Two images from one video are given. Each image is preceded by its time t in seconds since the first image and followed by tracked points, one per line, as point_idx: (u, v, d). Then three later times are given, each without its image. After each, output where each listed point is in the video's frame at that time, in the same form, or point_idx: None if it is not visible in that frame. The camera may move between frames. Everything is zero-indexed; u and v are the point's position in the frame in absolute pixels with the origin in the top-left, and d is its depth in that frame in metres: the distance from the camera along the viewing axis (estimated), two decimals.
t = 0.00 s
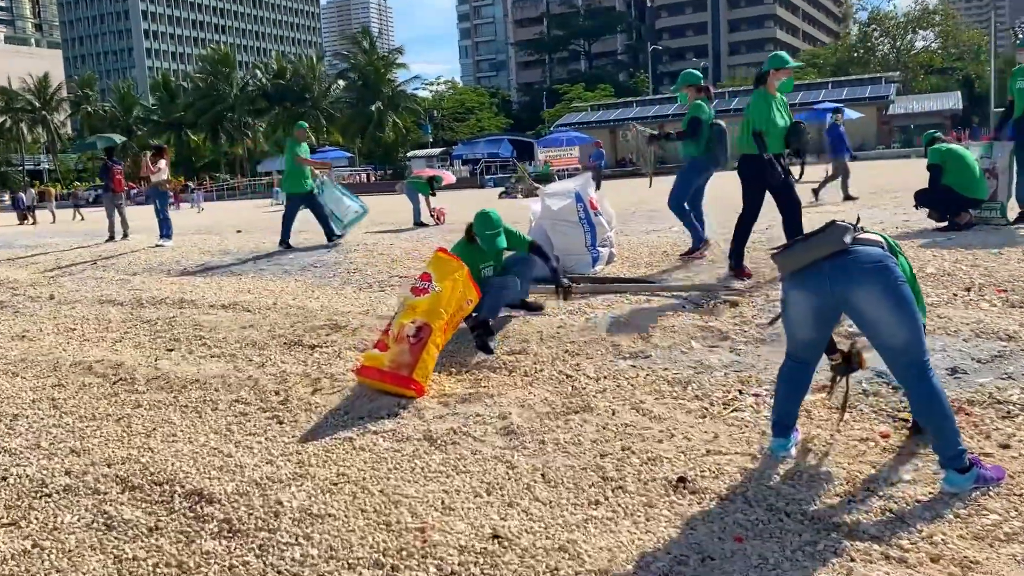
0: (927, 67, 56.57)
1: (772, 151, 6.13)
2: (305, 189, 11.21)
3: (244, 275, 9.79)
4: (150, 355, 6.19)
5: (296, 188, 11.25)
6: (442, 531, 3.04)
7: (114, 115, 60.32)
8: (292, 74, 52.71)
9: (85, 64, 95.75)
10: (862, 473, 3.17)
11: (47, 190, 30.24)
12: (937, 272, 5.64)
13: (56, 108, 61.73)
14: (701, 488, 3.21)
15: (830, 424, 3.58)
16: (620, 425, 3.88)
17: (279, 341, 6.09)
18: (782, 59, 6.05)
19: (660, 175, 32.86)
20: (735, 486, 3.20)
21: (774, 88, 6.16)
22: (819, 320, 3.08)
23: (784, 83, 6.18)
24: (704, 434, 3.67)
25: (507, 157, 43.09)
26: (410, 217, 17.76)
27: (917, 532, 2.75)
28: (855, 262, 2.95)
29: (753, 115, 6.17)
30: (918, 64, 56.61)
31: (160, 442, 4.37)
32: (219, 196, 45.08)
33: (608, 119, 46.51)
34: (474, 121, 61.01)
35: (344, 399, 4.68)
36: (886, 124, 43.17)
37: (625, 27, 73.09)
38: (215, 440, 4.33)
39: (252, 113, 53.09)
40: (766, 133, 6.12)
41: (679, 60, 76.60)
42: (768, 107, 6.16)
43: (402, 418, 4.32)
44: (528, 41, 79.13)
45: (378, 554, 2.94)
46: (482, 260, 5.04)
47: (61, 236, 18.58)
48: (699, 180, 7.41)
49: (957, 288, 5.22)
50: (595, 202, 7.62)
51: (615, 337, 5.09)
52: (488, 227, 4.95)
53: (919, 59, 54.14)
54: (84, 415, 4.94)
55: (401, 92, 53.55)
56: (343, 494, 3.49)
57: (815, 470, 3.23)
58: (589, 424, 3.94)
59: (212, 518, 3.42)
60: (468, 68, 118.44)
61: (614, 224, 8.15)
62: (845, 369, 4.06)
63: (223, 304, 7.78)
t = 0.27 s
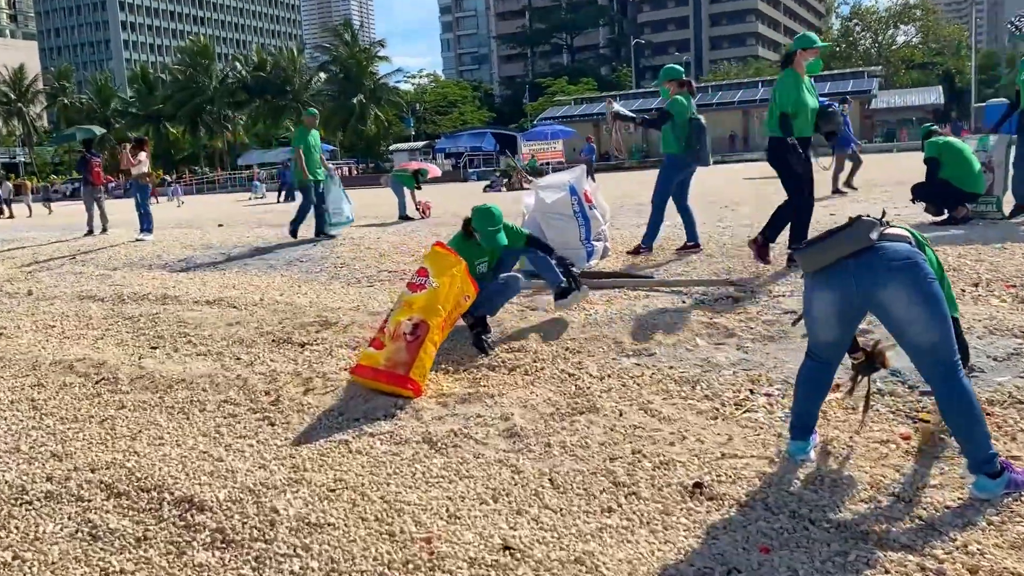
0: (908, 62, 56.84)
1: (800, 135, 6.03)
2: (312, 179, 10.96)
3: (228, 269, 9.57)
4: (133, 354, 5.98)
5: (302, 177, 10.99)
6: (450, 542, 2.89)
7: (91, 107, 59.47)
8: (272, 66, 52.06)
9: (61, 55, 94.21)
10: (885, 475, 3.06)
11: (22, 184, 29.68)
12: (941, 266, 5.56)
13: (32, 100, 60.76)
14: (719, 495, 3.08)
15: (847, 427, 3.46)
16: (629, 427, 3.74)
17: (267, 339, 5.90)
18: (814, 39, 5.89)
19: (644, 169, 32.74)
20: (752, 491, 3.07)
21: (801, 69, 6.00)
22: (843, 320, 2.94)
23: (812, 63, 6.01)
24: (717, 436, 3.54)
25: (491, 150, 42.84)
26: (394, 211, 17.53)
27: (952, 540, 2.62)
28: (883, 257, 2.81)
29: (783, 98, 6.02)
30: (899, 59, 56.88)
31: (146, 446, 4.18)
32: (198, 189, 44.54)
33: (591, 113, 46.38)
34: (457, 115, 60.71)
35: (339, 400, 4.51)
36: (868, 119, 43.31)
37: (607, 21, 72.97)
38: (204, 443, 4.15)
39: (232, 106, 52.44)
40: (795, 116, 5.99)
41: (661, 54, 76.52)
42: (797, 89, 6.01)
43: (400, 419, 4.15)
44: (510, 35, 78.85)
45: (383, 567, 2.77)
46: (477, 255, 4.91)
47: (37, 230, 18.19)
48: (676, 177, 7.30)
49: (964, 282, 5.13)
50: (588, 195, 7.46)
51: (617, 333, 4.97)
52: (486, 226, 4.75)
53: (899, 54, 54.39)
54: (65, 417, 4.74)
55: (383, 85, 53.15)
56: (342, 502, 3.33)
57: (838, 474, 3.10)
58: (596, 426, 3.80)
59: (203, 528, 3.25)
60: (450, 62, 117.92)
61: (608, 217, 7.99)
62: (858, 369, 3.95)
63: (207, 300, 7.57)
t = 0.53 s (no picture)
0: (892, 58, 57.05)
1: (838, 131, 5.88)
2: (321, 171, 10.54)
3: (217, 265, 9.40)
4: (121, 352, 5.81)
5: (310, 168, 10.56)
6: (462, 554, 2.79)
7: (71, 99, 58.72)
8: (256, 58, 51.55)
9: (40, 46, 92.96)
10: (909, 483, 2.97)
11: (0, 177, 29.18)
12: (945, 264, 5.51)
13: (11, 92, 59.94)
14: (738, 503, 2.98)
15: (866, 432, 3.37)
16: (640, 431, 3.63)
17: (260, 337, 5.76)
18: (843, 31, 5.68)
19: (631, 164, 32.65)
20: (773, 497, 2.98)
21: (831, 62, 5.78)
22: (868, 323, 2.83)
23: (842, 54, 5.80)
24: (731, 441, 3.45)
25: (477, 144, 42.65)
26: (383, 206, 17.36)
27: (985, 552, 2.53)
28: (913, 257, 2.70)
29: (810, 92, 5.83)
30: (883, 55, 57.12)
31: (138, 450, 4.04)
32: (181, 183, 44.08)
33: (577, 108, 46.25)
34: (442, 108, 60.42)
35: (337, 402, 4.38)
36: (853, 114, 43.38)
37: (593, 15, 72.82)
38: (198, 447, 4.00)
39: (214, 98, 51.74)
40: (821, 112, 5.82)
41: (646, 48, 76.51)
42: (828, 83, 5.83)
43: (401, 422, 4.02)
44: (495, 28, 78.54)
45: None
46: (479, 255, 4.79)
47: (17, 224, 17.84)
48: (652, 179, 7.24)
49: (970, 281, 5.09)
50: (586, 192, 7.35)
51: (622, 333, 4.88)
52: (493, 226, 4.68)
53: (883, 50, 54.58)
54: (52, 419, 4.58)
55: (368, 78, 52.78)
56: (345, 511, 3.20)
57: (860, 481, 3.01)
58: (606, 430, 3.68)
59: (201, 538, 3.12)
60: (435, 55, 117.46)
61: (605, 213, 7.88)
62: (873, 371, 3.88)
63: (195, 296, 7.41)
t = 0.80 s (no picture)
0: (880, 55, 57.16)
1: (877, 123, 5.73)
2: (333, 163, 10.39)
3: (209, 258, 9.31)
4: (116, 346, 5.71)
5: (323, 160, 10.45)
6: (475, 555, 2.76)
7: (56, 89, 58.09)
8: (244, 50, 51.19)
9: (25, 36, 91.90)
10: (925, 483, 2.93)
11: None
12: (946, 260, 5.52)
13: None
14: (753, 503, 2.93)
15: (880, 431, 3.34)
16: (649, 429, 3.58)
17: (256, 331, 5.69)
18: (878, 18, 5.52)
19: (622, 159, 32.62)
20: (789, 496, 2.94)
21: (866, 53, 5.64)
22: (886, 321, 2.78)
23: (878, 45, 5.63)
24: (742, 439, 3.41)
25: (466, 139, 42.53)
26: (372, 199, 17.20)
27: (1007, 553, 2.51)
28: (934, 254, 2.65)
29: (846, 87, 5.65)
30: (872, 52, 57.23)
31: (136, 447, 3.96)
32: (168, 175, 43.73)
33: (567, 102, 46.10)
34: (431, 102, 60.17)
35: (338, 398, 4.31)
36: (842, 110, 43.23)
37: (583, 9, 72.66)
38: (199, 444, 3.94)
39: (202, 90, 51.05)
40: (857, 106, 5.67)
41: (636, 44, 76.48)
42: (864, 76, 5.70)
43: (405, 419, 3.95)
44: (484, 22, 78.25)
45: None
46: (485, 247, 4.74)
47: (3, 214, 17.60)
48: (643, 174, 7.20)
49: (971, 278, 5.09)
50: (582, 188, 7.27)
51: (627, 328, 4.84)
52: (499, 218, 4.67)
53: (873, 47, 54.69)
54: (46, 414, 4.49)
55: (357, 70, 52.48)
56: (352, 510, 3.14)
57: (877, 481, 2.97)
58: (614, 427, 3.63)
59: (204, 538, 3.05)
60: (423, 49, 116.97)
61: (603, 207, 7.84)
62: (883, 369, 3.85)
63: (189, 290, 7.32)
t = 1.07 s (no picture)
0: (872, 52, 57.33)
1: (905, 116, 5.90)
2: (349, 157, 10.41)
3: (202, 253, 9.24)
4: (110, 342, 5.66)
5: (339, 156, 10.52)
6: (479, 555, 2.75)
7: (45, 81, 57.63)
8: (235, 43, 50.88)
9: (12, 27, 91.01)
10: (928, 484, 2.93)
11: None
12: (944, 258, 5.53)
13: None
14: (757, 503, 2.92)
15: (883, 430, 3.34)
16: (650, 428, 3.57)
17: (252, 327, 5.65)
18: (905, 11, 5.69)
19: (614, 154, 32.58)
20: (793, 497, 2.93)
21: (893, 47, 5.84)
22: (891, 322, 2.76)
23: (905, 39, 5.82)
24: (744, 438, 3.40)
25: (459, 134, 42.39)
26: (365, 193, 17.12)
27: (1013, 553, 2.51)
28: (942, 254, 2.63)
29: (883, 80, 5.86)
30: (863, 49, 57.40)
31: (133, 444, 3.92)
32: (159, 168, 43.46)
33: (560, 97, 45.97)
34: (423, 96, 60.02)
35: (337, 395, 4.29)
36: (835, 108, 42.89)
37: (576, 5, 72.57)
38: (197, 442, 3.91)
39: (193, 83, 50.75)
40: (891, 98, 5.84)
41: (628, 39, 76.38)
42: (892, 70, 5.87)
43: (405, 416, 3.92)
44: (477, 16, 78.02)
45: None
46: (490, 242, 4.76)
47: None
48: (637, 169, 7.20)
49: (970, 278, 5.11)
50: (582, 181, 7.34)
51: (625, 325, 4.83)
52: (504, 213, 4.66)
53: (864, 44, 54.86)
54: (42, 411, 4.45)
55: (349, 64, 52.26)
56: (353, 509, 3.12)
57: (881, 482, 2.97)
58: (615, 427, 3.61)
59: (204, 537, 3.02)
60: (415, 43, 116.63)
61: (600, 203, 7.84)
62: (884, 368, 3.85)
63: (183, 285, 7.26)
